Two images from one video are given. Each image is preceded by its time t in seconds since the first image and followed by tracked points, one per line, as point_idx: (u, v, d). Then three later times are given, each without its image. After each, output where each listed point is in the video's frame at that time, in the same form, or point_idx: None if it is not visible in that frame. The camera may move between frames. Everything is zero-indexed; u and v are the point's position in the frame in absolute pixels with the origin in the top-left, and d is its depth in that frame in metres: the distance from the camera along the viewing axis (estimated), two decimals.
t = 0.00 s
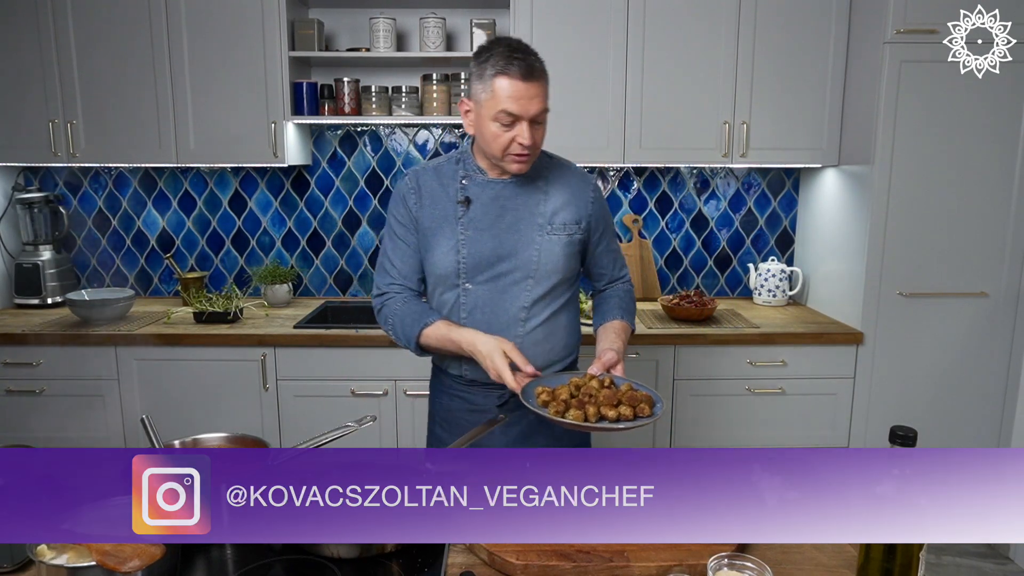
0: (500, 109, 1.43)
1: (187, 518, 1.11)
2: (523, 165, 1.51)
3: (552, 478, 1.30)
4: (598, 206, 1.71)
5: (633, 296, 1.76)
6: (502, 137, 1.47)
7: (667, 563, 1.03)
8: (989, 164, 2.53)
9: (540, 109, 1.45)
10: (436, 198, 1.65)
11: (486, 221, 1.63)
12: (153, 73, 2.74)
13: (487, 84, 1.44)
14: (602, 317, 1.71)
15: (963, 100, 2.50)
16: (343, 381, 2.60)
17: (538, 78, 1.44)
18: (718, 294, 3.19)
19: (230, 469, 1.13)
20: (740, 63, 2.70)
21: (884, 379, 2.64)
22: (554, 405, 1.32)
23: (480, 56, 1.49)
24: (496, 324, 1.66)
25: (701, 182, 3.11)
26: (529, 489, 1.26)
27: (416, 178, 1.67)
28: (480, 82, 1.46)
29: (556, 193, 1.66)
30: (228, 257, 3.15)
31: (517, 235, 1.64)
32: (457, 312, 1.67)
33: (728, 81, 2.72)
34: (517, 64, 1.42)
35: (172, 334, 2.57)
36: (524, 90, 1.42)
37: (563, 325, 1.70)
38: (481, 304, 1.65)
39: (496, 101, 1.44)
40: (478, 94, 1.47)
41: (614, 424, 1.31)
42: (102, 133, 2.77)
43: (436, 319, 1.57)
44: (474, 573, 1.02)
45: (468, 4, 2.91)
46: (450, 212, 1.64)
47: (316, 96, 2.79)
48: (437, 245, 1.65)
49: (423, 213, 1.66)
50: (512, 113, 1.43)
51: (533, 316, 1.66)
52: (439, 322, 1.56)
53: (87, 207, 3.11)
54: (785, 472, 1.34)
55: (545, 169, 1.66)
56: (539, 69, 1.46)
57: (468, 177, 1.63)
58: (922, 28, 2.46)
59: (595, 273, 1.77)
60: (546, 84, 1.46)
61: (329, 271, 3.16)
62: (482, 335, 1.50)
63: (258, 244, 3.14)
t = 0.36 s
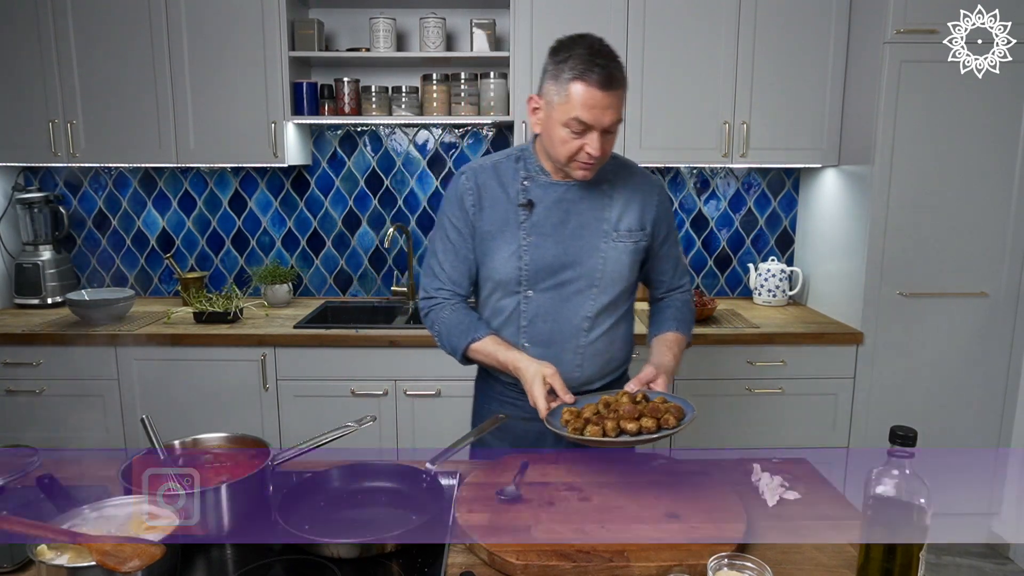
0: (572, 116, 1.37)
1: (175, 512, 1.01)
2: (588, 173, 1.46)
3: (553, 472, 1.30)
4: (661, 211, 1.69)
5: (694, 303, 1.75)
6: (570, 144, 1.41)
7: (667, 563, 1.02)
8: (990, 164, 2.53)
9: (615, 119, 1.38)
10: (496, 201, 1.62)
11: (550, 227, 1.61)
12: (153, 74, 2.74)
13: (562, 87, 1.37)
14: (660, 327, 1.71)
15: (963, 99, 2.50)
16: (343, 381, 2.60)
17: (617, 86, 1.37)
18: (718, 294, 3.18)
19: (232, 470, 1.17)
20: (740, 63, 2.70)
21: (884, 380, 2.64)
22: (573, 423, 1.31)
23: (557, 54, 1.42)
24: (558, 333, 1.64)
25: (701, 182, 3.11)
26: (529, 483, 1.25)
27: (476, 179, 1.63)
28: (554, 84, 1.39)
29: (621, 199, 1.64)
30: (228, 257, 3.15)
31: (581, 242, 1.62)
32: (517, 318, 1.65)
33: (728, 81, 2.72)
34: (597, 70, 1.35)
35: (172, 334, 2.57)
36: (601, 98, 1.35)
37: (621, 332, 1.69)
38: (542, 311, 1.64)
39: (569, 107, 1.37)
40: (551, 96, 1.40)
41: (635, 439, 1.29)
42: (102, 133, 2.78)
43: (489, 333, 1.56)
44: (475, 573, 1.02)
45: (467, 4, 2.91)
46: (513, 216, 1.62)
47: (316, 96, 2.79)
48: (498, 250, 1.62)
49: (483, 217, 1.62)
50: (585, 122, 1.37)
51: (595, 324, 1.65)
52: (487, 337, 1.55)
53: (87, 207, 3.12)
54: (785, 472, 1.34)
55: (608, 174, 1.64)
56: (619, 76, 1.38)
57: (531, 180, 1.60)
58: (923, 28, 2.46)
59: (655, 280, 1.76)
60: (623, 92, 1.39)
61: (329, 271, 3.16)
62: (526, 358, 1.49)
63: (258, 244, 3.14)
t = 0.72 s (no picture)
0: (618, 119, 1.29)
1: (180, 514, 1.02)
2: (634, 176, 1.39)
3: (553, 472, 1.30)
4: (719, 214, 1.60)
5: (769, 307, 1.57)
6: (615, 147, 1.34)
7: (667, 563, 1.02)
8: (990, 164, 2.53)
9: (664, 124, 1.29)
10: (545, 200, 1.54)
11: (600, 230, 1.54)
12: (153, 74, 2.73)
13: (609, 89, 1.29)
14: (747, 355, 1.48)
15: (964, 99, 2.50)
16: (343, 381, 2.60)
17: (668, 89, 1.27)
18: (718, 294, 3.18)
19: (232, 470, 1.22)
20: (740, 63, 2.70)
21: (885, 380, 2.64)
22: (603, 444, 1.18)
23: (609, 50, 1.33)
24: (604, 339, 1.58)
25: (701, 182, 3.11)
26: (529, 483, 1.25)
27: (526, 177, 1.55)
28: (603, 83, 1.31)
29: (676, 202, 1.56)
30: (228, 257, 3.15)
31: (631, 246, 1.55)
32: (562, 322, 1.58)
33: (728, 81, 2.72)
34: (646, 74, 1.25)
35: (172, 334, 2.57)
36: (650, 103, 1.26)
37: (667, 339, 1.63)
38: (589, 316, 1.57)
39: (616, 110, 1.29)
40: (598, 96, 1.32)
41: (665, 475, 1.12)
42: (102, 133, 2.77)
43: (536, 343, 1.44)
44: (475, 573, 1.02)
45: (467, 4, 2.91)
46: (562, 216, 1.55)
47: (316, 96, 2.79)
48: (546, 252, 1.56)
49: (530, 217, 1.55)
50: (631, 126, 1.29)
51: (644, 331, 1.58)
52: (534, 347, 1.43)
53: (87, 207, 3.11)
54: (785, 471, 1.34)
55: (663, 175, 1.55)
56: (672, 78, 1.27)
57: (581, 180, 1.53)
58: (922, 28, 2.46)
59: (721, 283, 1.63)
60: (676, 96, 1.29)
61: (329, 271, 3.16)
62: (569, 372, 1.35)
63: (258, 244, 3.14)
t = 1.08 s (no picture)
0: (651, 124, 1.29)
1: (180, 514, 1.02)
2: (663, 178, 1.39)
3: (553, 472, 1.30)
4: (740, 215, 1.62)
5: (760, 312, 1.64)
6: (646, 151, 1.34)
7: (667, 563, 1.02)
8: (991, 164, 2.53)
9: (695, 128, 1.30)
10: (576, 203, 1.50)
11: (632, 233, 1.52)
12: (153, 74, 2.74)
13: (640, 93, 1.28)
14: (735, 359, 1.57)
15: (964, 99, 2.50)
16: (343, 381, 2.60)
17: (700, 93, 1.27)
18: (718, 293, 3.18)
19: (232, 470, 1.22)
20: (740, 63, 2.70)
21: (885, 380, 2.64)
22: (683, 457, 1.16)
23: (638, 53, 1.32)
24: (636, 343, 1.57)
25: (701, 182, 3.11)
26: (529, 483, 1.25)
27: (556, 180, 1.50)
28: (632, 88, 1.30)
29: (702, 203, 1.56)
30: (228, 257, 3.15)
31: (663, 249, 1.54)
32: (595, 327, 1.56)
33: (728, 81, 2.72)
34: (680, 78, 1.24)
35: (172, 334, 2.57)
36: (684, 107, 1.26)
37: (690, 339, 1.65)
38: (622, 320, 1.55)
39: (648, 114, 1.28)
40: (628, 100, 1.32)
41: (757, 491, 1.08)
42: (102, 133, 2.78)
43: (582, 359, 1.38)
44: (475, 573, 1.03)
45: (467, 4, 2.91)
46: (593, 221, 1.52)
47: (316, 96, 2.79)
48: (578, 256, 1.52)
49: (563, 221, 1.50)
50: (664, 129, 1.29)
51: (674, 333, 1.58)
52: (583, 363, 1.37)
53: (87, 207, 3.11)
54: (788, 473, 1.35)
55: (687, 177, 1.56)
56: (704, 82, 1.27)
57: (610, 182, 1.51)
58: (922, 28, 2.46)
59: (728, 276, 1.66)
60: (707, 99, 1.29)
61: (329, 271, 3.16)
62: (627, 391, 1.30)
63: (258, 244, 3.14)
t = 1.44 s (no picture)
0: (676, 131, 1.28)
1: (180, 514, 1.02)
2: (686, 182, 1.39)
3: (554, 472, 1.30)
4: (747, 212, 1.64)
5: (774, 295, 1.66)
6: (670, 158, 1.33)
7: (667, 563, 1.02)
8: (991, 164, 2.52)
9: (719, 131, 1.30)
10: (602, 211, 1.47)
11: (654, 239, 1.51)
12: (153, 74, 2.73)
13: (662, 101, 1.28)
14: (770, 347, 1.58)
15: (964, 99, 2.50)
16: (343, 381, 2.60)
17: (722, 96, 1.26)
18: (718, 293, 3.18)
19: (232, 470, 1.22)
20: (739, 63, 2.70)
21: (885, 380, 2.64)
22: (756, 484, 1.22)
23: (655, 59, 1.31)
24: (655, 347, 1.57)
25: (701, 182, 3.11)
26: (529, 483, 1.25)
27: (581, 188, 1.45)
28: (652, 96, 1.29)
29: (716, 206, 1.57)
30: (228, 257, 3.15)
31: (683, 253, 1.53)
32: (617, 334, 1.55)
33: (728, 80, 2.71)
34: (703, 84, 1.24)
35: (172, 334, 2.57)
36: (708, 112, 1.26)
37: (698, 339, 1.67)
38: (643, 325, 1.55)
39: (671, 122, 1.28)
40: (649, 108, 1.31)
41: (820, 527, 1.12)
42: (102, 133, 2.77)
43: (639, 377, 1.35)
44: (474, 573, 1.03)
45: (468, 4, 2.91)
46: (617, 227, 1.49)
47: (316, 96, 2.79)
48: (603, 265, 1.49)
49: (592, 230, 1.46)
50: (689, 136, 1.28)
51: (689, 334, 1.60)
52: (643, 381, 1.33)
53: (87, 207, 3.11)
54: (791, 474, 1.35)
55: (700, 180, 1.56)
56: (725, 85, 1.27)
57: (630, 187, 1.49)
58: (922, 28, 2.46)
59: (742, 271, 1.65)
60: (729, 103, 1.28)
61: (329, 271, 3.16)
62: (690, 408, 1.27)
63: (258, 244, 3.14)
